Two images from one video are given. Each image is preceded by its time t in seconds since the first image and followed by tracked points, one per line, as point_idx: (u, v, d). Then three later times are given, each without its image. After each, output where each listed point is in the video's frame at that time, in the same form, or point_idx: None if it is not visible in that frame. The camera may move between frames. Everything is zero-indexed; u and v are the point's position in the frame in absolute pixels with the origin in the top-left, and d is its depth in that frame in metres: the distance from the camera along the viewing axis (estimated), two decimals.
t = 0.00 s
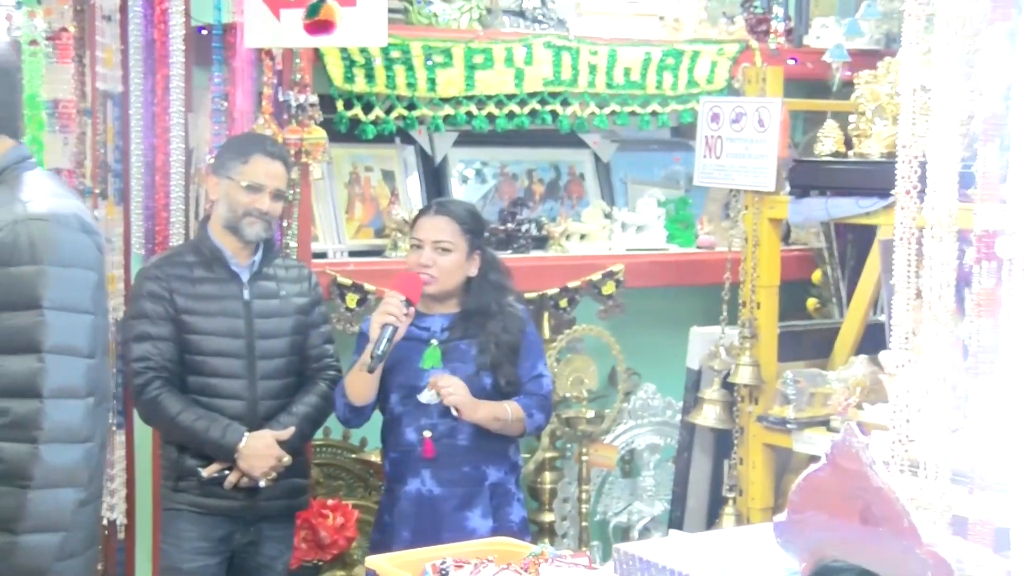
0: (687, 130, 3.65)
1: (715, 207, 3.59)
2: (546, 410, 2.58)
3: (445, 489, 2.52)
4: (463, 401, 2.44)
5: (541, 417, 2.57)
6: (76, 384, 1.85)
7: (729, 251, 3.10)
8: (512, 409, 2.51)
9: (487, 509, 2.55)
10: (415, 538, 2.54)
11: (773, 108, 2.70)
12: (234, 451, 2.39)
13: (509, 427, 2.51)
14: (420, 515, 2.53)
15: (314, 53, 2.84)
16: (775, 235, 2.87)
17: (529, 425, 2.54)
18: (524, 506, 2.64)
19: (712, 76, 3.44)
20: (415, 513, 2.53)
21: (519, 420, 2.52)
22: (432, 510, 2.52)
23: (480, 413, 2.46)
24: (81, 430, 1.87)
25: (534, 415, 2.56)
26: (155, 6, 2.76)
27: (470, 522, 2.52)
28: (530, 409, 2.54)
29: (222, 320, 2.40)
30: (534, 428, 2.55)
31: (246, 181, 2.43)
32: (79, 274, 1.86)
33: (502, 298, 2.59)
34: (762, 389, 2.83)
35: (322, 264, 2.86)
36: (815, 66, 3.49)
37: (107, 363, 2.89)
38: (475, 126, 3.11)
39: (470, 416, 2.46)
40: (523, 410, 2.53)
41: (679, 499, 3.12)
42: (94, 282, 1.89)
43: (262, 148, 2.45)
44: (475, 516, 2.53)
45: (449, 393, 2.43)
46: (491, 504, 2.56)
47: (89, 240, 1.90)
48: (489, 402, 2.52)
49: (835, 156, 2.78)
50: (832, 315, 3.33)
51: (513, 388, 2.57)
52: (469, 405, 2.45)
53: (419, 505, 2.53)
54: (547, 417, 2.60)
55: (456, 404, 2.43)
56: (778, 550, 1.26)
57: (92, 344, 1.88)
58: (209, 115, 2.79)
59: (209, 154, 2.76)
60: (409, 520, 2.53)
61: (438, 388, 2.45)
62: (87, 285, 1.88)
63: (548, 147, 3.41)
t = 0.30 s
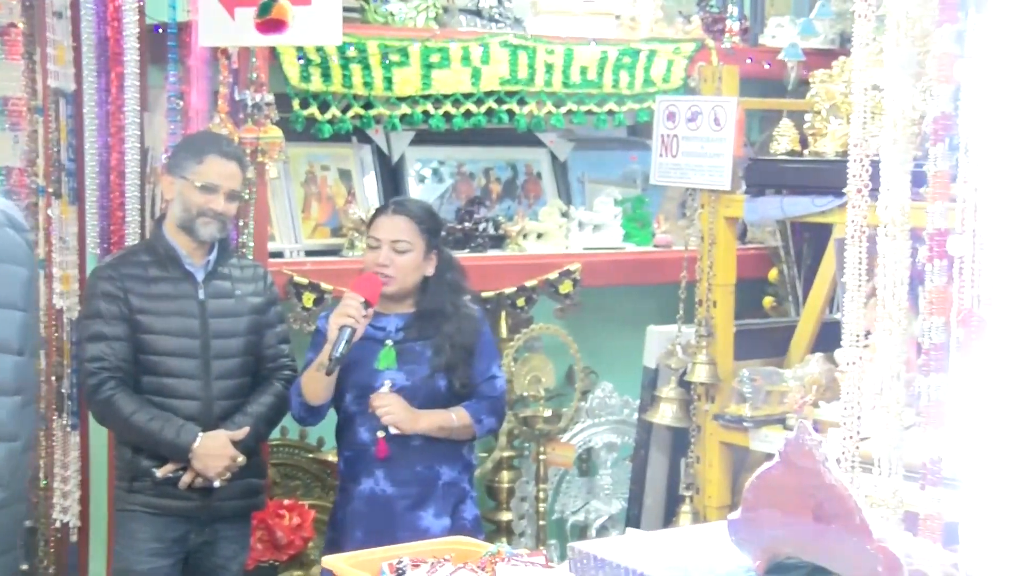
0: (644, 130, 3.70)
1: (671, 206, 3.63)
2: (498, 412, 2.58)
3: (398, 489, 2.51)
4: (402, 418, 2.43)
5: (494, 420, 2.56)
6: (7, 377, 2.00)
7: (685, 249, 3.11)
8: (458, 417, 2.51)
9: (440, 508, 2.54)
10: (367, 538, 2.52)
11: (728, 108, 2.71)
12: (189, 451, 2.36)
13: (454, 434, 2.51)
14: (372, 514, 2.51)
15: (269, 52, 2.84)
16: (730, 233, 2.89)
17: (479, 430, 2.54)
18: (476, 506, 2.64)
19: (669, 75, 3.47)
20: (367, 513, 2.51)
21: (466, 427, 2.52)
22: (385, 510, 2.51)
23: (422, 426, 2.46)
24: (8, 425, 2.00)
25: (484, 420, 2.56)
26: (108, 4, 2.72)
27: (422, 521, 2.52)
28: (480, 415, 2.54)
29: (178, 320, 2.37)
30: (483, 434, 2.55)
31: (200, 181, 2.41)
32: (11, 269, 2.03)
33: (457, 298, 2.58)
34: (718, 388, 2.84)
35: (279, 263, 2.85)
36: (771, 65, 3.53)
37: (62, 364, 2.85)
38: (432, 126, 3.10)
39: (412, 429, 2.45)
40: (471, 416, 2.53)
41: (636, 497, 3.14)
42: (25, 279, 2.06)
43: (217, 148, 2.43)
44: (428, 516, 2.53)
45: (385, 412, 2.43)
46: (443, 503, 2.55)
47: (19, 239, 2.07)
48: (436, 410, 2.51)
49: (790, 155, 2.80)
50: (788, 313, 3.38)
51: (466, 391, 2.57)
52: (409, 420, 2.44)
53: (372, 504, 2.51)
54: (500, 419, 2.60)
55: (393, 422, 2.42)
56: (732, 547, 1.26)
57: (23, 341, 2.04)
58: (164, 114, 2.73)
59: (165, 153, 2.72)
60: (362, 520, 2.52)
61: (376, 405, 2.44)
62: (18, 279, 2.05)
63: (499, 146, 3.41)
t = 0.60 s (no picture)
0: (634, 129, 3.66)
1: (662, 206, 3.61)
2: (487, 417, 2.57)
3: (381, 490, 2.50)
4: (391, 425, 2.42)
5: (482, 424, 2.56)
6: None
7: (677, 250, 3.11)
8: (448, 422, 2.50)
9: (424, 510, 2.52)
10: (352, 536, 2.53)
11: (719, 107, 2.70)
12: (183, 451, 2.35)
13: (444, 438, 2.50)
14: (355, 513, 2.52)
15: (259, 51, 2.83)
16: (721, 233, 2.88)
17: (468, 435, 2.53)
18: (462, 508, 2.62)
19: (659, 74, 3.48)
20: (350, 511, 2.52)
21: (456, 433, 2.51)
22: (368, 509, 2.51)
23: (412, 433, 2.45)
24: None
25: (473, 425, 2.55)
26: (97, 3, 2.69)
27: (406, 522, 2.50)
28: (469, 420, 2.53)
29: (169, 320, 2.36)
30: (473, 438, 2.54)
31: (191, 181, 2.40)
32: None
33: (447, 301, 2.57)
34: (711, 387, 2.85)
35: (271, 262, 2.84)
36: (761, 64, 3.54)
37: (54, 364, 2.85)
38: (424, 126, 3.09)
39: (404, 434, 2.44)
40: (460, 421, 2.52)
41: (630, 497, 3.14)
42: None
43: (207, 147, 2.41)
44: (413, 517, 2.51)
45: (375, 420, 2.41)
46: (428, 505, 2.53)
47: None
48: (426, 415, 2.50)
49: (781, 155, 2.80)
50: (780, 313, 3.39)
51: (455, 394, 2.56)
52: (399, 426, 2.43)
53: (356, 503, 2.52)
54: (491, 423, 2.59)
55: (384, 430, 2.41)
56: (724, 546, 1.26)
57: None
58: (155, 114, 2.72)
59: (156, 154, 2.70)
60: (346, 518, 2.53)
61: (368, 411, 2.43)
62: None
63: (489, 147, 3.41)
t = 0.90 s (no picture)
0: (649, 130, 3.67)
1: (676, 207, 3.61)
2: (503, 412, 2.57)
3: (398, 491, 2.51)
4: (429, 403, 2.41)
5: (499, 420, 2.55)
6: None
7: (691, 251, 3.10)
8: (473, 412, 2.49)
9: (439, 511, 2.52)
10: (364, 536, 2.53)
11: (734, 109, 2.70)
12: (198, 451, 2.36)
13: (468, 430, 2.49)
14: (371, 514, 2.52)
15: (274, 52, 2.84)
16: (737, 235, 2.88)
17: (486, 428, 2.53)
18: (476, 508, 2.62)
19: (675, 76, 3.47)
20: (365, 512, 2.52)
21: (478, 424, 2.50)
22: (384, 510, 2.51)
23: (442, 419, 2.43)
24: None
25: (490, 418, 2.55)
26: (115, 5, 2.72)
27: (421, 523, 2.50)
28: (488, 413, 2.52)
29: (185, 321, 2.37)
30: (492, 432, 2.53)
31: (206, 182, 2.41)
32: None
33: (459, 302, 2.57)
34: (725, 389, 2.84)
35: (285, 263, 2.85)
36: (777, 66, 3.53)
37: (69, 365, 2.86)
38: (438, 127, 3.10)
39: (433, 421, 2.43)
40: (481, 413, 2.51)
41: (643, 499, 3.14)
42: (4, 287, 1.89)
43: (222, 149, 2.43)
44: (427, 517, 2.51)
45: (417, 395, 2.40)
46: (443, 505, 2.53)
47: None
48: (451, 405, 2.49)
49: (796, 156, 2.80)
50: (794, 314, 3.39)
51: (468, 393, 2.55)
52: (433, 410, 2.42)
53: (371, 504, 2.51)
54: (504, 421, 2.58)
55: (422, 406, 2.40)
56: (735, 548, 1.26)
57: None
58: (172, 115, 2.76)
59: (170, 154, 2.74)
60: (360, 519, 2.53)
61: (408, 389, 2.42)
62: None
63: (508, 147, 3.42)
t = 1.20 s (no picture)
0: (666, 129, 3.69)
1: (695, 207, 3.63)
2: (527, 409, 2.59)
3: (427, 492, 2.50)
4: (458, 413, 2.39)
5: (524, 417, 2.58)
6: None
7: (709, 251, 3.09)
8: (498, 413, 2.50)
9: (468, 510, 2.53)
10: (395, 536, 2.51)
11: (752, 108, 2.70)
12: (217, 449, 2.36)
13: (495, 429, 2.50)
14: (400, 514, 2.51)
15: (292, 52, 2.85)
16: (755, 236, 2.85)
17: (513, 426, 2.54)
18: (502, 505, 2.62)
19: (693, 75, 3.47)
20: (395, 512, 2.51)
21: (504, 423, 2.51)
22: (413, 511, 2.50)
23: (471, 425, 2.43)
24: None
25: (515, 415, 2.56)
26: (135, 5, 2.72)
27: (451, 522, 2.51)
28: (513, 412, 2.54)
29: (203, 320, 2.38)
30: (517, 429, 2.56)
31: (225, 180, 2.42)
32: None
33: (477, 299, 2.58)
34: (743, 389, 2.83)
35: (303, 262, 2.85)
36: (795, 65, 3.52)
37: (89, 363, 2.87)
38: (456, 126, 3.12)
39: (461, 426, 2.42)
40: (507, 412, 2.53)
41: (661, 499, 3.14)
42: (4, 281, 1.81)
43: (240, 147, 2.44)
44: (457, 516, 2.52)
45: (445, 405, 2.38)
46: (471, 505, 2.54)
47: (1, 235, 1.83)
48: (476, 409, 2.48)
49: (814, 156, 2.78)
50: (813, 314, 3.38)
51: (494, 392, 2.56)
52: (461, 418, 2.40)
53: (400, 505, 2.51)
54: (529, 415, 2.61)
55: (451, 416, 2.38)
56: (755, 548, 1.25)
57: None
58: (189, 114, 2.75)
59: (188, 152, 2.74)
60: (389, 519, 2.52)
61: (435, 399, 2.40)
62: None
63: (525, 146, 3.42)
